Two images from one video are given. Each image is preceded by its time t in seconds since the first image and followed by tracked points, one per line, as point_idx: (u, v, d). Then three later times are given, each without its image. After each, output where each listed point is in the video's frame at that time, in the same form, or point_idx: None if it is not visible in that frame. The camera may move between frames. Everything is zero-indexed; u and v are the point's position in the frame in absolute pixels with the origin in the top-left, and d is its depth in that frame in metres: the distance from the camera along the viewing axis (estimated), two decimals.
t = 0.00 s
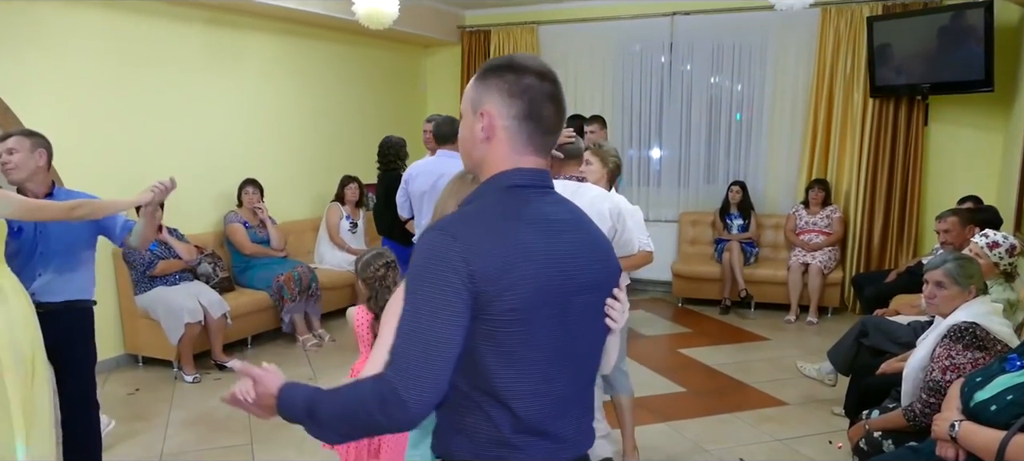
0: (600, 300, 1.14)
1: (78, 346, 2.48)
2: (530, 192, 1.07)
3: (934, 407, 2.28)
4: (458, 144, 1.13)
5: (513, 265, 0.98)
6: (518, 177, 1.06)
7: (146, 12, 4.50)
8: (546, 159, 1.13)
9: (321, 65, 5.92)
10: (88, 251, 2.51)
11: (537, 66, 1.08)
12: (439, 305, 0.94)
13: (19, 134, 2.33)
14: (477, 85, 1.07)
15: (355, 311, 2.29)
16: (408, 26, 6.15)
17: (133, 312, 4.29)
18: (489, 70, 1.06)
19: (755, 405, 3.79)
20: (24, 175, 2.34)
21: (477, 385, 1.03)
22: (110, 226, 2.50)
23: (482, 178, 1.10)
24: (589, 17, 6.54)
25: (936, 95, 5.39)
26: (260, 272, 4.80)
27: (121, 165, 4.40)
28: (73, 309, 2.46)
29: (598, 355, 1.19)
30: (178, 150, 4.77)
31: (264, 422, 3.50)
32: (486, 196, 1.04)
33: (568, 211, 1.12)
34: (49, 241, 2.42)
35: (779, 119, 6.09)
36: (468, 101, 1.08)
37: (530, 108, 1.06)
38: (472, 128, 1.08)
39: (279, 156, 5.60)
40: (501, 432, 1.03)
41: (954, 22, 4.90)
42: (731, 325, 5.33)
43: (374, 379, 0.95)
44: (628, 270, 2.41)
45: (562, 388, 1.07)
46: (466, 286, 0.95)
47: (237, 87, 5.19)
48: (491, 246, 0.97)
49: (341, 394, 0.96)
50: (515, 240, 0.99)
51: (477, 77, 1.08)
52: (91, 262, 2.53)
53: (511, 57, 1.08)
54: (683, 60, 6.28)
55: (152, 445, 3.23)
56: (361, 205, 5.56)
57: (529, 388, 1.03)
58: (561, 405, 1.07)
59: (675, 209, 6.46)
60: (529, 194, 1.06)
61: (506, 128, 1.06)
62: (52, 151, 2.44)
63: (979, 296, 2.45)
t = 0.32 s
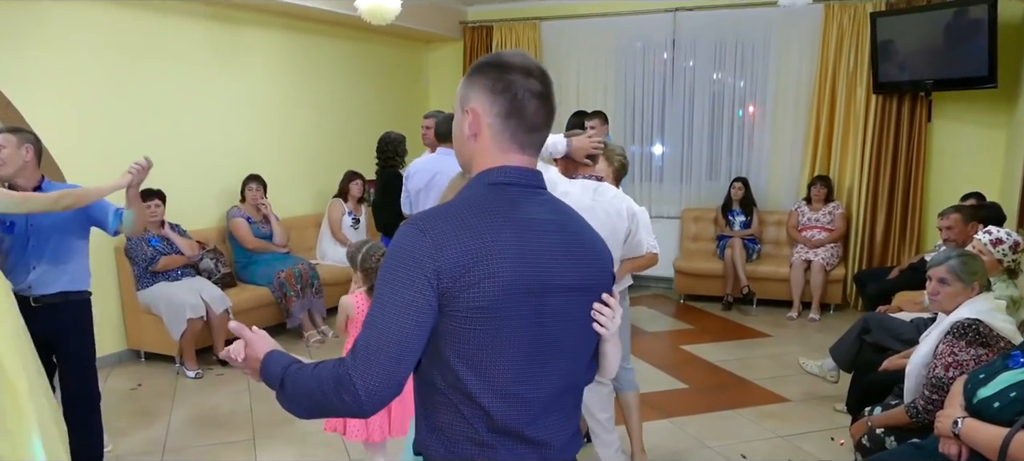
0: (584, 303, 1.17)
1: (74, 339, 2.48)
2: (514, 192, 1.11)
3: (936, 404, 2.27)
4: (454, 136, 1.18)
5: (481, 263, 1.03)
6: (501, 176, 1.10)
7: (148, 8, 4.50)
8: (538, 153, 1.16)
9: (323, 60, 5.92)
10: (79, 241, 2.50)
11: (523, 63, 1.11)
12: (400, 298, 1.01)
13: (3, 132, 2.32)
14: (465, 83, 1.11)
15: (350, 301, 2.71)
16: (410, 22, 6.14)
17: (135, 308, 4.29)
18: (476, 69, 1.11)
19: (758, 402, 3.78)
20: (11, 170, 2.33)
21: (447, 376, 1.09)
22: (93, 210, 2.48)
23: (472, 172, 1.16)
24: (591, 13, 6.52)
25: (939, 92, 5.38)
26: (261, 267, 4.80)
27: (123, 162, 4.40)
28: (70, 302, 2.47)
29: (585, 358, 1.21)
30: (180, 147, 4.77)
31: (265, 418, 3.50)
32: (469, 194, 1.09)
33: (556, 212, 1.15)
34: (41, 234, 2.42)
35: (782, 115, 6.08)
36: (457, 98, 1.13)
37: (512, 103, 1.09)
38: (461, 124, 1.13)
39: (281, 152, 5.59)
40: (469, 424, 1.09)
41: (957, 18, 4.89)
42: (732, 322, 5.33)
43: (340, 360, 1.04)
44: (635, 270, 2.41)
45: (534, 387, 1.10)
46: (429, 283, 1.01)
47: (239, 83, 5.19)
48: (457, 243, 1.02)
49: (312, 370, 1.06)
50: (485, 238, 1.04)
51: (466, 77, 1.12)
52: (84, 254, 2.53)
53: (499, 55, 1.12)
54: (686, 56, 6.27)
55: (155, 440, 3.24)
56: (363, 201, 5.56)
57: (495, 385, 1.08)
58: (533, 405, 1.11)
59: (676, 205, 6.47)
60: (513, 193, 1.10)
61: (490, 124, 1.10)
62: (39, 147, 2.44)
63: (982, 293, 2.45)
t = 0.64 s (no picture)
0: (593, 287, 1.16)
1: (65, 329, 2.49)
2: (512, 184, 1.11)
3: (938, 398, 2.26)
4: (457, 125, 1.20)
5: (482, 261, 1.04)
6: (497, 170, 1.11)
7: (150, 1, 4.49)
8: (535, 141, 1.15)
9: (325, 54, 5.90)
10: (64, 236, 2.49)
11: (512, 56, 1.09)
12: (407, 303, 1.04)
13: (13, 120, 2.31)
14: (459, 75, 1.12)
15: (341, 283, 2.85)
16: (413, 15, 6.12)
17: (137, 301, 4.30)
18: (468, 63, 1.11)
19: (760, 396, 3.78)
20: (12, 160, 2.32)
21: (465, 371, 1.10)
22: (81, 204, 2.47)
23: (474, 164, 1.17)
24: (594, 6, 6.49)
25: (943, 86, 5.36)
26: (263, 261, 4.81)
27: (125, 155, 4.40)
28: (56, 292, 2.47)
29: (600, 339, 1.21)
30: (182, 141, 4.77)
31: (267, 411, 3.51)
32: (467, 192, 1.11)
33: (558, 199, 1.15)
34: (26, 228, 2.40)
35: (785, 108, 6.06)
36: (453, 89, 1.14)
37: (498, 96, 1.08)
38: (456, 115, 1.14)
39: (284, 145, 5.59)
40: (485, 415, 1.10)
41: (962, 11, 4.87)
42: (733, 316, 5.33)
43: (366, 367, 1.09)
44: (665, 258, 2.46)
45: (549, 375, 1.11)
46: (433, 284, 1.03)
47: (241, 77, 5.18)
48: (457, 243, 1.04)
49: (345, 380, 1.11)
50: (483, 235, 1.05)
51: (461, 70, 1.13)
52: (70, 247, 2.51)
53: (491, 48, 1.11)
54: (688, 50, 6.26)
55: (159, 433, 3.25)
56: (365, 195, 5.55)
57: (509, 376, 1.09)
58: (550, 393, 1.12)
59: (678, 199, 6.46)
60: (511, 185, 1.11)
61: (478, 116, 1.11)
62: (44, 141, 2.43)
63: (985, 287, 2.45)
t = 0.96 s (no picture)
0: (600, 277, 1.17)
1: (53, 324, 2.47)
2: (511, 186, 1.12)
3: (941, 393, 2.27)
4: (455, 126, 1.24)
5: (486, 268, 1.06)
6: (495, 175, 1.12)
7: None
8: (526, 142, 1.16)
9: (328, 50, 5.89)
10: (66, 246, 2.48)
11: (497, 62, 1.11)
12: (423, 319, 1.08)
13: (40, 128, 2.34)
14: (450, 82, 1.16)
15: (301, 269, 3.05)
16: (414, 11, 6.09)
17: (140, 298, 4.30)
18: (457, 72, 1.14)
19: (763, 392, 3.78)
20: (29, 167, 2.33)
21: (488, 370, 1.13)
22: (78, 218, 2.45)
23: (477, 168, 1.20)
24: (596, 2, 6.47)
25: (947, 81, 5.34)
26: (266, 257, 4.81)
27: (127, 152, 4.40)
28: (50, 292, 2.46)
29: (613, 325, 1.22)
30: (184, 138, 4.77)
31: (272, 406, 3.52)
32: (471, 198, 1.13)
33: (561, 192, 1.15)
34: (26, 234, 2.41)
35: (788, 102, 6.06)
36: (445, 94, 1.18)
37: (482, 103, 1.11)
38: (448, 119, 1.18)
39: (286, 141, 5.59)
40: (505, 411, 1.13)
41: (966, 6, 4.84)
42: (736, 311, 5.33)
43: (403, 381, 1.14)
44: (687, 253, 2.44)
45: (562, 368, 1.13)
46: (444, 297, 1.07)
47: (243, 73, 5.18)
48: (461, 255, 1.06)
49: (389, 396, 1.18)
50: (487, 243, 1.07)
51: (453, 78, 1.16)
52: (72, 255, 2.51)
53: (477, 55, 1.13)
54: (691, 45, 6.25)
55: (162, 429, 3.26)
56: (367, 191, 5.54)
57: (524, 373, 1.11)
58: (565, 385, 1.14)
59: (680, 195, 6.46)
60: (511, 187, 1.12)
61: (467, 123, 1.14)
62: (67, 150, 2.45)
63: (988, 282, 2.44)
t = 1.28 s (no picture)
0: (578, 272, 1.15)
1: (63, 321, 2.48)
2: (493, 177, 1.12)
3: (944, 387, 2.27)
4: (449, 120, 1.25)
5: (458, 253, 1.08)
6: (479, 165, 1.13)
7: None
8: (517, 134, 1.16)
9: (330, 44, 5.88)
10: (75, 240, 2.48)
11: (487, 55, 1.12)
12: (396, 298, 1.10)
13: (64, 121, 2.34)
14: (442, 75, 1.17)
15: (272, 259, 3.04)
16: (416, 4, 6.06)
17: (143, 291, 4.30)
18: (449, 65, 1.14)
19: (765, 386, 3.78)
20: (50, 160, 2.35)
21: (462, 355, 1.14)
22: (89, 213, 2.41)
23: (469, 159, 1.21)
24: None
25: (950, 74, 5.32)
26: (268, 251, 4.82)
27: (128, 146, 4.40)
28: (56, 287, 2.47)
29: (595, 319, 1.20)
30: (185, 132, 4.77)
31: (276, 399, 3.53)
32: (455, 186, 1.14)
33: (543, 184, 1.15)
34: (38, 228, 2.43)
35: (791, 95, 6.05)
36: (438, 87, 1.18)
37: (473, 94, 1.11)
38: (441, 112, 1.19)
39: (288, 135, 5.58)
40: (477, 396, 1.14)
41: None
42: (738, 305, 5.33)
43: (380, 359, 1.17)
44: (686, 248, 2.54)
45: (533, 357, 1.13)
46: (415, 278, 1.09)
47: (245, 67, 5.17)
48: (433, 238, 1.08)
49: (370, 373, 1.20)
50: (460, 228, 1.08)
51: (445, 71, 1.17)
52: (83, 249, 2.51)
53: (468, 49, 1.14)
54: (694, 38, 6.24)
55: (164, 423, 3.26)
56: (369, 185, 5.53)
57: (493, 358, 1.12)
58: (535, 374, 1.13)
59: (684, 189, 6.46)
60: (494, 178, 1.12)
61: (458, 115, 1.15)
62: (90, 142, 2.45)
63: (991, 276, 2.43)
